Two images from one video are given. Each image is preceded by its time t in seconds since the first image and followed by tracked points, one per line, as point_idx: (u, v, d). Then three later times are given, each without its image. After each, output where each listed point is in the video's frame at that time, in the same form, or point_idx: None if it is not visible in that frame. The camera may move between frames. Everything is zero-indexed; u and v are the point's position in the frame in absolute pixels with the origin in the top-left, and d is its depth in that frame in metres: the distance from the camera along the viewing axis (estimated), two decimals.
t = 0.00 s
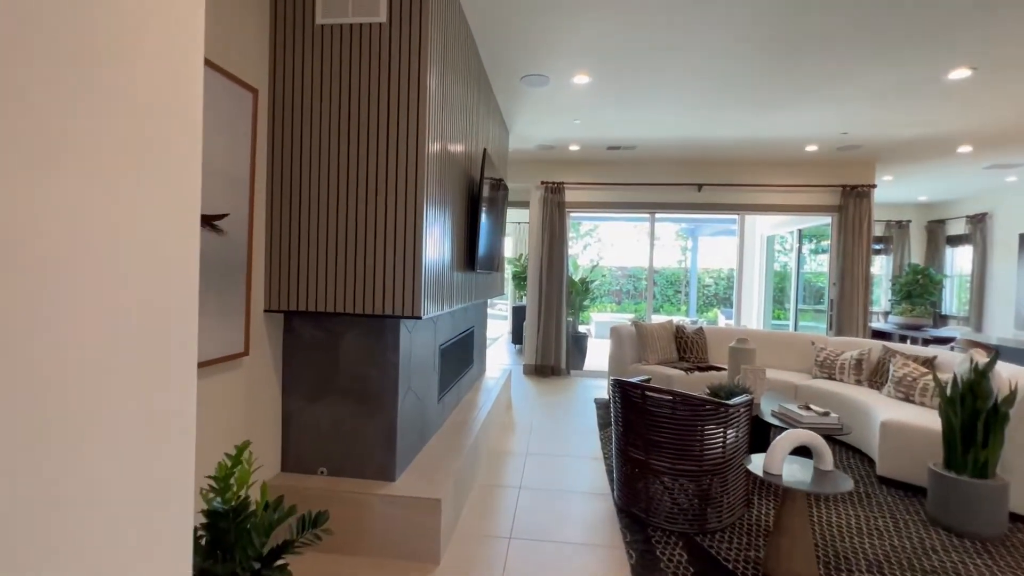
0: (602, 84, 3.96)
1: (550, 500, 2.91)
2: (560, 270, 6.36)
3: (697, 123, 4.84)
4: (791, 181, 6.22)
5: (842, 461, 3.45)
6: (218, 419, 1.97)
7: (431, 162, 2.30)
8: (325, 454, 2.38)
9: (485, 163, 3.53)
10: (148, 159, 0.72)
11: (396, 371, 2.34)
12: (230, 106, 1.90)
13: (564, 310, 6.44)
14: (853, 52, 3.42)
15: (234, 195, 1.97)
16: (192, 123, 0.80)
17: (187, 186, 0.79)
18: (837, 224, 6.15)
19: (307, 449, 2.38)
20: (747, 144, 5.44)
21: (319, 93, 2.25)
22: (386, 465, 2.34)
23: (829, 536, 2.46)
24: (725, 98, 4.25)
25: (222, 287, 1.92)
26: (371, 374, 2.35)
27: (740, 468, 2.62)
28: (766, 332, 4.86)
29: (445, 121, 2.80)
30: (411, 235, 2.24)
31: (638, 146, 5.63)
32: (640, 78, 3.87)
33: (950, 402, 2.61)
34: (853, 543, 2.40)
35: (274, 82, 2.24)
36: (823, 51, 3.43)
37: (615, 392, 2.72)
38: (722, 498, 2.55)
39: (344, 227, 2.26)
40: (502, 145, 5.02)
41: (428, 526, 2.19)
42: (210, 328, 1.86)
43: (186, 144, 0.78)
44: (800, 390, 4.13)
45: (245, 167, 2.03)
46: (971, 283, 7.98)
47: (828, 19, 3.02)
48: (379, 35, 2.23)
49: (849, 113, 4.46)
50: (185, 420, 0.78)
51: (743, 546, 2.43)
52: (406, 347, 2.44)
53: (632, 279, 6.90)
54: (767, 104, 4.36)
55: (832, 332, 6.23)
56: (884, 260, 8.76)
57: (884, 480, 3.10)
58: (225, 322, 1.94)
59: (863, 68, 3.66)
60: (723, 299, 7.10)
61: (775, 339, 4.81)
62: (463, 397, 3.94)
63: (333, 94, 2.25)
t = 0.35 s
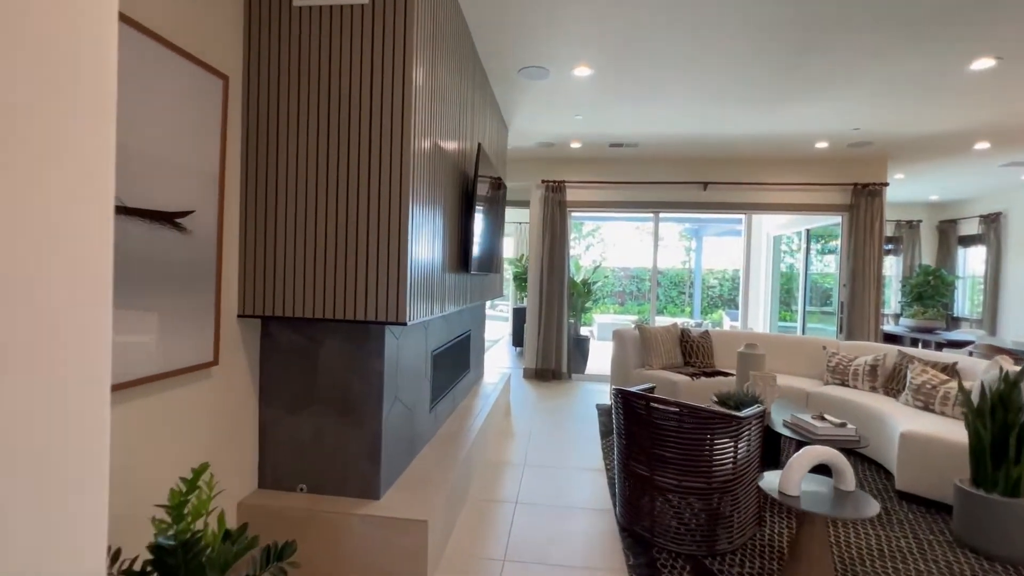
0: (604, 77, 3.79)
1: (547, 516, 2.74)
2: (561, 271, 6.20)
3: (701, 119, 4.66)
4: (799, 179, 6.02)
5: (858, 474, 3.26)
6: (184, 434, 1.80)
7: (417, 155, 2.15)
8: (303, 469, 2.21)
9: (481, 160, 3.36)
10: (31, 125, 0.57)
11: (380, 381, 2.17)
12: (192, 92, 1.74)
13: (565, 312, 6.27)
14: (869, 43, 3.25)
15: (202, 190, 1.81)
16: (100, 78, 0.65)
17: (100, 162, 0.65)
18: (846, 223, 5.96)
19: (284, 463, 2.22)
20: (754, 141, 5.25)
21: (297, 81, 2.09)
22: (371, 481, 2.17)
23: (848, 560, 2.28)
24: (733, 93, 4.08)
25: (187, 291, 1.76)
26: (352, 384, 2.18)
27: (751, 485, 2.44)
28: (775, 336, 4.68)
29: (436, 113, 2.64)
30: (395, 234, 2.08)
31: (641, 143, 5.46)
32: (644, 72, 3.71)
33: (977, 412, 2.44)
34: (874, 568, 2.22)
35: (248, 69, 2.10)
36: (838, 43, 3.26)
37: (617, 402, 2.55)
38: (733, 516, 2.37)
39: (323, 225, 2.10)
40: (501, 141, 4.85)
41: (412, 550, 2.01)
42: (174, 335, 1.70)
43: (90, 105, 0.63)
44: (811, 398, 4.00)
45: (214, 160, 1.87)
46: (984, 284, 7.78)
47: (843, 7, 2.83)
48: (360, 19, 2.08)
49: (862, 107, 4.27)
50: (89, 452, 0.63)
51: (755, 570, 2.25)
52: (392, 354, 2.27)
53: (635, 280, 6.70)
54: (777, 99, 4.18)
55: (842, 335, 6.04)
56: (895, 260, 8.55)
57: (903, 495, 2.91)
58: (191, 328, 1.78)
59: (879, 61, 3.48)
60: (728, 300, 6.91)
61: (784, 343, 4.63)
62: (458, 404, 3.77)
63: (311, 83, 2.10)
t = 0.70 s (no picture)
0: (601, 69, 3.63)
1: (542, 532, 2.57)
2: (558, 272, 6.04)
3: (703, 114, 4.50)
4: (803, 177, 5.87)
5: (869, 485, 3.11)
6: (138, 451, 1.64)
7: (396, 145, 1.98)
8: (275, 487, 2.04)
9: (472, 155, 3.19)
10: None
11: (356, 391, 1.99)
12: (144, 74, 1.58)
13: (563, 314, 6.11)
14: (879, 31, 3.09)
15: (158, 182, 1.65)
16: None
17: None
18: (851, 223, 5.81)
19: (255, 480, 2.04)
20: (756, 137, 5.09)
21: (266, 66, 1.94)
22: (347, 500, 2.00)
23: None
24: (735, 86, 3.92)
25: (140, 293, 1.59)
26: (327, 394, 2.01)
27: (759, 501, 2.27)
28: (780, 339, 4.52)
29: (420, 104, 2.48)
30: (371, 230, 1.91)
31: (640, 139, 5.31)
32: (643, 64, 3.54)
33: (1000, 423, 2.28)
34: None
35: (214, 53, 1.94)
36: (847, 31, 3.09)
37: (615, 411, 2.37)
38: (740, 535, 2.20)
39: (294, 220, 1.93)
40: (496, 137, 4.70)
41: None
42: (124, 342, 1.54)
43: None
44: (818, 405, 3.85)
45: (171, 149, 1.71)
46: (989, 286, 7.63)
47: None
48: None
49: (871, 102, 4.11)
50: None
51: None
52: (372, 363, 2.09)
53: (634, 280, 6.52)
54: (781, 92, 4.02)
55: (847, 338, 5.88)
56: (898, 260, 8.41)
57: (919, 509, 2.75)
58: (144, 334, 1.62)
59: (888, 51, 3.33)
60: (728, 301, 6.76)
61: (789, 347, 4.48)
62: (449, 411, 3.60)
63: (282, 68, 1.94)
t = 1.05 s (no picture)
0: (596, 60, 3.47)
1: (532, 550, 2.41)
2: (551, 271, 5.88)
3: (699, 109, 4.36)
4: (800, 175, 5.75)
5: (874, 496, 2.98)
6: (75, 476, 1.46)
7: (368, 133, 1.80)
8: (238, 508, 1.86)
9: (458, 149, 3.02)
10: None
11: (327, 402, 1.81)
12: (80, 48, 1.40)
13: (556, 316, 5.96)
14: (886, 24, 2.96)
15: (99, 171, 1.46)
16: None
17: None
18: (849, 222, 5.70)
19: (216, 501, 1.86)
20: (754, 133, 4.97)
21: (224, 46, 1.77)
22: (317, 522, 1.82)
23: None
24: (734, 80, 3.78)
25: (78, 298, 1.41)
26: (293, 407, 1.82)
27: (763, 517, 2.12)
28: (779, 342, 4.38)
29: (400, 90, 2.30)
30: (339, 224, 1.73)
31: (635, 135, 5.16)
32: (639, 55, 3.40)
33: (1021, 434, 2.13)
34: None
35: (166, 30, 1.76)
36: (852, 23, 2.96)
37: (609, 421, 2.21)
38: (743, 555, 2.04)
39: (256, 215, 1.76)
40: (485, 132, 4.53)
41: None
42: (57, 353, 1.36)
43: None
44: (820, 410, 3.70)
45: (114, 134, 1.52)
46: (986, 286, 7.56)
47: None
48: None
49: (873, 98, 3.98)
50: None
51: None
52: (345, 371, 1.91)
53: (628, 280, 6.37)
54: (781, 87, 3.89)
55: (845, 339, 5.77)
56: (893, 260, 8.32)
57: (929, 522, 2.61)
58: (83, 344, 1.43)
59: (893, 46, 3.20)
60: (723, 302, 6.62)
61: (788, 349, 4.35)
62: (436, 418, 3.43)
63: (241, 47, 1.77)
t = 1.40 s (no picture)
0: (585, 54, 3.34)
1: (516, 569, 2.26)
2: (538, 272, 5.75)
3: (691, 106, 4.26)
4: (790, 175, 5.69)
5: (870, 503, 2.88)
6: None
7: (333, 125, 1.64)
8: (189, 536, 1.68)
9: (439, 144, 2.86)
10: None
11: (288, 418, 1.64)
12: None
13: (544, 318, 5.82)
14: (883, 22, 2.86)
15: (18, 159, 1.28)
16: None
17: None
18: (839, 222, 5.66)
19: (166, 528, 1.69)
20: (745, 132, 4.88)
21: (171, 21, 1.60)
22: (277, 550, 1.65)
23: None
24: (726, 76, 3.68)
25: None
26: (251, 424, 1.65)
27: (762, 534, 1.99)
28: (770, 344, 4.29)
29: (374, 79, 2.14)
30: (299, 223, 1.56)
31: (624, 133, 5.05)
32: (629, 49, 3.27)
33: None
34: None
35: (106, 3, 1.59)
36: (848, 20, 2.86)
37: (599, 433, 2.07)
38: None
39: (207, 214, 1.59)
40: (470, 128, 4.38)
41: None
42: None
43: None
44: (813, 413, 3.63)
45: (39, 119, 1.35)
46: (971, 287, 7.60)
47: None
48: None
49: (865, 97, 3.91)
50: None
51: None
52: (310, 384, 1.74)
53: (616, 281, 6.24)
54: (773, 85, 3.80)
55: (835, 341, 5.72)
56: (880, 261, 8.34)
57: (927, 531, 2.52)
58: None
59: (888, 45, 3.12)
60: (711, 302, 6.47)
61: (780, 351, 4.28)
62: (416, 426, 3.26)
63: (191, 24, 1.59)
